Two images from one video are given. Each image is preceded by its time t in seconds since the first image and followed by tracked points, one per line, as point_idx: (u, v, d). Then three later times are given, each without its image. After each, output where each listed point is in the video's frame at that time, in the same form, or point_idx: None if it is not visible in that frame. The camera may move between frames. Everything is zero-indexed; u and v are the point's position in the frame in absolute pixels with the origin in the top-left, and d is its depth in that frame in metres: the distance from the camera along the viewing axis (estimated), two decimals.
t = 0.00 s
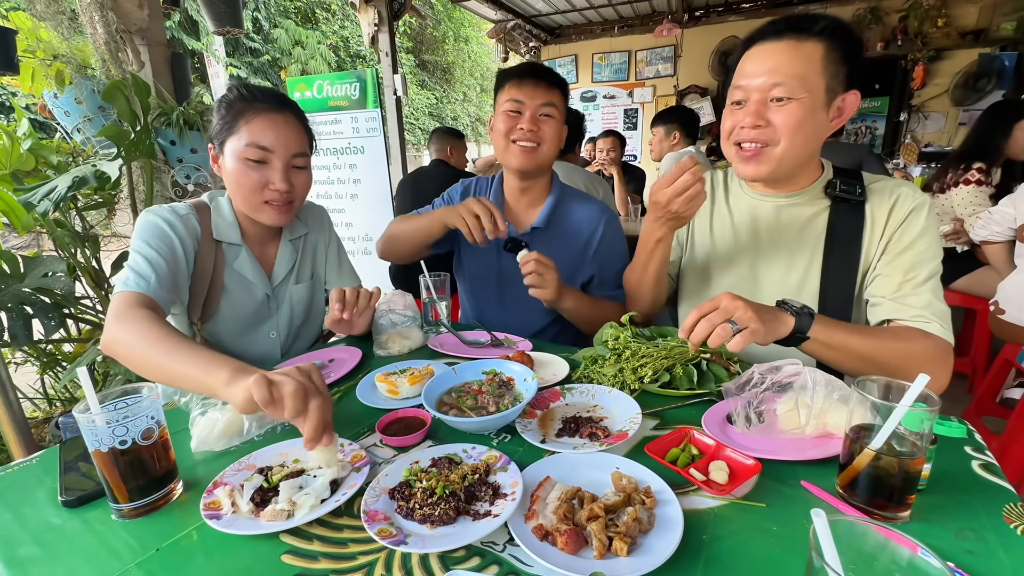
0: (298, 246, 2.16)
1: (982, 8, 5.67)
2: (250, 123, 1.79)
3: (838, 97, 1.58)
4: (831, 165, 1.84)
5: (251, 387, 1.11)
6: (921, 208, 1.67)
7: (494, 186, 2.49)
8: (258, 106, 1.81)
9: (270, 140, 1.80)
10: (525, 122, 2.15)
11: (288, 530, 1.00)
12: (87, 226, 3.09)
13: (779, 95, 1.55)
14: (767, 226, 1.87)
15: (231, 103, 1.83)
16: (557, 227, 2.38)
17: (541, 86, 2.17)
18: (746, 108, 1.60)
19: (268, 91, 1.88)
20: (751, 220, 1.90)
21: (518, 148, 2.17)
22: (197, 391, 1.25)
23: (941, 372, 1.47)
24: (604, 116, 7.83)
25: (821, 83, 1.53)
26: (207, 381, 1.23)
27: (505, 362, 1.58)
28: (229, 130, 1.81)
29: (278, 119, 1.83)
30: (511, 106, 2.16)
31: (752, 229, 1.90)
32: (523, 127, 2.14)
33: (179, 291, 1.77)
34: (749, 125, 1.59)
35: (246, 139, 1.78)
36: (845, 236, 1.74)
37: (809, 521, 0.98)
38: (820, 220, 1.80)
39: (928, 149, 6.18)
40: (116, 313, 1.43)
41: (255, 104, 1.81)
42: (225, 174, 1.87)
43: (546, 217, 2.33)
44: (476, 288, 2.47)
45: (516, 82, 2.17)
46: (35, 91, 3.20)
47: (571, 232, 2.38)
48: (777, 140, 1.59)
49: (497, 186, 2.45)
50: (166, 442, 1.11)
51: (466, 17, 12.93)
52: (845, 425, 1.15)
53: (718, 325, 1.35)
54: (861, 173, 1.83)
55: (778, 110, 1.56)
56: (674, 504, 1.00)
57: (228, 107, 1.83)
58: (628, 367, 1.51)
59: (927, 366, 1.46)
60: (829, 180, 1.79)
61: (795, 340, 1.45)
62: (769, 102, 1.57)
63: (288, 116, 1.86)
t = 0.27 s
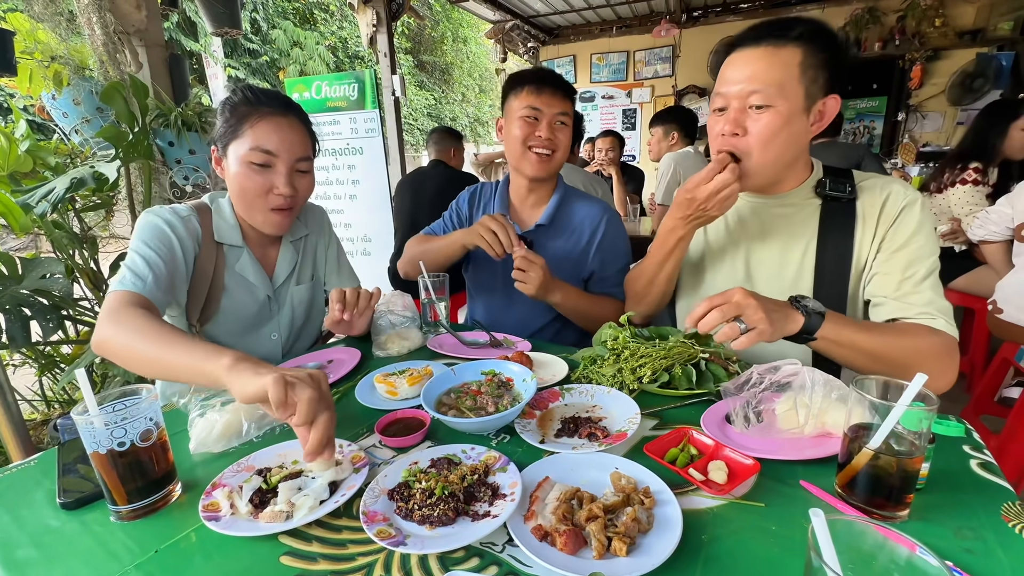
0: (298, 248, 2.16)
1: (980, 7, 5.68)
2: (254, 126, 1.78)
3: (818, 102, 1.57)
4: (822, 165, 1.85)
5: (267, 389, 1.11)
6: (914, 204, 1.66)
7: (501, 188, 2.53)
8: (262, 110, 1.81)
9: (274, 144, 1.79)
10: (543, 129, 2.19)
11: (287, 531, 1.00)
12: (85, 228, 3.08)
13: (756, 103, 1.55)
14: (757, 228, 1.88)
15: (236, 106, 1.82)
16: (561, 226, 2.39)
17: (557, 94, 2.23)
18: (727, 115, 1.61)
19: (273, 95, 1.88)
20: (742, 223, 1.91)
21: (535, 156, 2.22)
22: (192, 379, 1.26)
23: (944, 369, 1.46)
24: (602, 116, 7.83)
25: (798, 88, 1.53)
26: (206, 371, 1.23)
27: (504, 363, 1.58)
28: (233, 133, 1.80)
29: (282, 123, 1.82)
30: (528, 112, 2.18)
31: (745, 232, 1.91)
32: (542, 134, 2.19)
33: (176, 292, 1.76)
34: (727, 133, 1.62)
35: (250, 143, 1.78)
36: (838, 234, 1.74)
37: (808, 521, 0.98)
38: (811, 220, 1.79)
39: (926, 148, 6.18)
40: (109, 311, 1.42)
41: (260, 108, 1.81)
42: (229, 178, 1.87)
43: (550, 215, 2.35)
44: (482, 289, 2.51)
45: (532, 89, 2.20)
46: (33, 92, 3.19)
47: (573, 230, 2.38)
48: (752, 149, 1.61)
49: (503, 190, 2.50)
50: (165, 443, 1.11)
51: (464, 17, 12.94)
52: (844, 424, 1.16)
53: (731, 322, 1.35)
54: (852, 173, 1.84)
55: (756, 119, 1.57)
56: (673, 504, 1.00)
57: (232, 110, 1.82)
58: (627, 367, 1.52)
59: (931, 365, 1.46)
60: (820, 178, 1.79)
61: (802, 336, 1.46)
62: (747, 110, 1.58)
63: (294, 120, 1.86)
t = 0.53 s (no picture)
0: (298, 248, 2.17)
1: (978, 8, 5.69)
2: (252, 127, 1.78)
3: (805, 100, 1.58)
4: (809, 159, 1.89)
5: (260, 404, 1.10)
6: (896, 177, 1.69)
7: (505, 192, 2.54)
8: (262, 111, 1.81)
9: (272, 145, 1.80)
10: (541, 136, 2.20)
11: (287, 530, 1.00)
12: (84, 229, 3.08)
13: (746, 110, 1.56)
14: (749, 222, 1.88)
15: (235, 106, 1.82)
16: (564, 227, 2.39)
17: (555, 99, 2.22)
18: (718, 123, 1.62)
19: (272, 96, 1.88)
20: (733, 220, 1.93)
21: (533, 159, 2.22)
22: (189, 374, 1.26)
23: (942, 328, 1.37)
24: (601, 116, 7.84)
25: (786, 91, 1.54)
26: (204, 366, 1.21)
27: (504, 363, 1.58)
28: (231, 134, 1.81)
29: (281, 124, 1.83)
30: (525, 119, 2.19)
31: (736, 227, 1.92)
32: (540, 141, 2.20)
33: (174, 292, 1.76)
34: (721, 141, 1.62)
35: (249, 144, 1.78)
36: (825, 220, 1.75)
37: (807, 519, 0.98)
38: (799, 210, 1.81)
39: (924, 148, 6.19)
40: (105, 309, 1.42)
41: (258, 108, 1.81)
42: (228, 179, 1.88)
43: (554, 216, 2.36)
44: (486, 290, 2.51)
45: (531, 94, 2.21)
46: (32, 93, 3.19)
47: (576, 231, 2.39)
48: (745, 154, 1.62)
49: (507, 194, 2.52)
50: (165, 443, 1.11)
51: (463, 17, 12.95)
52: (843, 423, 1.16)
53: (688, 345, 1.23)
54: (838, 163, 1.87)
55: (748, 125, 1.58)
56: (672, 503, 1.00)
57: (231, 111, 1.82)
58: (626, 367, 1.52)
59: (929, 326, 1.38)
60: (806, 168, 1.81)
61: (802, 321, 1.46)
62: (739, 117, 1.58)
63: (292, 121, 1.86)
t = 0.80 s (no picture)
0: (297, 248, 2.17)
1: (976, 8, 5.70)
2: (250, 126, 1.78)
3: (778, 94, 1.65)
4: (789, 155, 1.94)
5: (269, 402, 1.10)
6: (870, 161, 1.72)
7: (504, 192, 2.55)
8: (258, 110, 1.81)
9: (270, 145, 1.80)
10: (525, 143, 2.23)
11: (287, 530, 1.00)
12: (82, 228, 3.07)
13: (721, 96, 1.62)
14: (731, 221, 1.93)
15: (231, 105, 1.82)
16: (564, 227, 2.40)
17: (541, 103, 2.23)
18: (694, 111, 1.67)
19: (269, 95, 1.88)
20: (717, 217, 1.96)
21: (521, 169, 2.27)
22: (201, 371, 1.26)
23: (913, 302, 1.39)
24: (601, 116, 7.84)
25: (758, 82, 1.61)
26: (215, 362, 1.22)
27: (504, 362, 1.58)
28: (228, 134, 1.81)
29: (277, 123, 1.82)
30: (511, 127, 2.25)
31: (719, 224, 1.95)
32: (524, 148, 2.24)
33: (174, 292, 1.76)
34: (697, 128, 1.68)
35: (246, 144, 1.78)
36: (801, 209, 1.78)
37: (805, 518, 0.98)
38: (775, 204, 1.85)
39: (923, 148, 6.19)
40: (106, 309, 1.43)
41: (255, 108, 1.81)
42: (225, 179, 1.87)
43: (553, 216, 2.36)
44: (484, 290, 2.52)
45: (516, 101, 2.24)
46: (31, 93, 3.18)
47: (576, 232, 2.39)
48: (721, 141, 1.66)
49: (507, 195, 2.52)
50: (164, 443, 1.11)
51: (462, 17, 12.93)
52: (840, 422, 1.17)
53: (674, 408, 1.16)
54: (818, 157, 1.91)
55: (721, 112, 1.63)
56: (671, 501, 1.01)
57: (227, 110, 1.82)
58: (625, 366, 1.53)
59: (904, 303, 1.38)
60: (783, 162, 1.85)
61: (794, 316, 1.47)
62: (713, 104, 1.64)
63: (289, 120, 1.86)
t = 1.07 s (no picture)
0: (294, 247, 2.16)
1: (976, 7, 5.69)
2: (247, 125, 1.77)
3: (768, 95, 1.65)
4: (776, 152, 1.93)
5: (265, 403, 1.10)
6: (859, 159, 1.72)
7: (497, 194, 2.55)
8: (255, 109, 1.80)
9: (268, 144, 1.79)
10: (513, 148, 2.26)
11: (285, 530, 1.00)
12: (81, 226, 3.06)
13: (711, 99, 1.62)
14: (725, 223, 1.91)
15: (228, 104, 1.81)
16: (558, 228, 2.41)
17: (527, 106, 2.24)
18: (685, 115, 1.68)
19: (267, 93, 1.87)
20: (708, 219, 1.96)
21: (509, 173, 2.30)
22: (199, 378, 1.25)
23: (900, 305, 1.40)
24: (600, 115, 7.84)
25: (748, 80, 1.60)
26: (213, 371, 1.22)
27: (504, 363, 1.58)
28: (227, 133, 1.80)
29: (275, 122, 1.81)
30: (498, 132, 2.28)
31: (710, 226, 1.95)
32: (512, 153, 2.27)
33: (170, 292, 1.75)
34: (689, 130, 1.67)
35: (243, 143, 1.77)
36: (794, 210, 1.78)
37: (805, 519, 0.98)
38: (765, 203, 1.85)
39: (923, 148, 6.19)
40: (103, 314, 1.42)
41: (252, 106, 1.80)
42: (223, 178, 1.86)
43: (547, 217, 2.38)
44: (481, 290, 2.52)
45: (502, 105, 2.26)
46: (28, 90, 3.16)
47: (571, 232, 2.40)
48: (716, 140, 1.66)
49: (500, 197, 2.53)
50: (161, 443, 1.10)
51: (461, 15, 12.91)
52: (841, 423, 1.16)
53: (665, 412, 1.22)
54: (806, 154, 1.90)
55: (713, 113, 1.63)
56: (670, 502, 1.00)
57: (224, 109, 1.81)
58: (625, 366, 1.52)
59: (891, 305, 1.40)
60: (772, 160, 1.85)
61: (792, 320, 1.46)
62: (704, 107, 1.64)
63: (286, 118, 1.85)
